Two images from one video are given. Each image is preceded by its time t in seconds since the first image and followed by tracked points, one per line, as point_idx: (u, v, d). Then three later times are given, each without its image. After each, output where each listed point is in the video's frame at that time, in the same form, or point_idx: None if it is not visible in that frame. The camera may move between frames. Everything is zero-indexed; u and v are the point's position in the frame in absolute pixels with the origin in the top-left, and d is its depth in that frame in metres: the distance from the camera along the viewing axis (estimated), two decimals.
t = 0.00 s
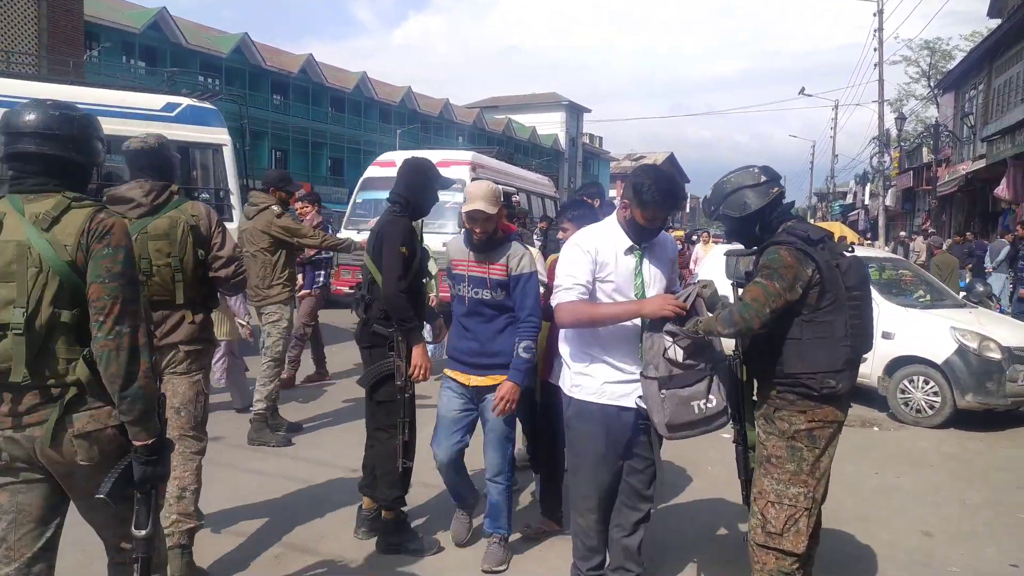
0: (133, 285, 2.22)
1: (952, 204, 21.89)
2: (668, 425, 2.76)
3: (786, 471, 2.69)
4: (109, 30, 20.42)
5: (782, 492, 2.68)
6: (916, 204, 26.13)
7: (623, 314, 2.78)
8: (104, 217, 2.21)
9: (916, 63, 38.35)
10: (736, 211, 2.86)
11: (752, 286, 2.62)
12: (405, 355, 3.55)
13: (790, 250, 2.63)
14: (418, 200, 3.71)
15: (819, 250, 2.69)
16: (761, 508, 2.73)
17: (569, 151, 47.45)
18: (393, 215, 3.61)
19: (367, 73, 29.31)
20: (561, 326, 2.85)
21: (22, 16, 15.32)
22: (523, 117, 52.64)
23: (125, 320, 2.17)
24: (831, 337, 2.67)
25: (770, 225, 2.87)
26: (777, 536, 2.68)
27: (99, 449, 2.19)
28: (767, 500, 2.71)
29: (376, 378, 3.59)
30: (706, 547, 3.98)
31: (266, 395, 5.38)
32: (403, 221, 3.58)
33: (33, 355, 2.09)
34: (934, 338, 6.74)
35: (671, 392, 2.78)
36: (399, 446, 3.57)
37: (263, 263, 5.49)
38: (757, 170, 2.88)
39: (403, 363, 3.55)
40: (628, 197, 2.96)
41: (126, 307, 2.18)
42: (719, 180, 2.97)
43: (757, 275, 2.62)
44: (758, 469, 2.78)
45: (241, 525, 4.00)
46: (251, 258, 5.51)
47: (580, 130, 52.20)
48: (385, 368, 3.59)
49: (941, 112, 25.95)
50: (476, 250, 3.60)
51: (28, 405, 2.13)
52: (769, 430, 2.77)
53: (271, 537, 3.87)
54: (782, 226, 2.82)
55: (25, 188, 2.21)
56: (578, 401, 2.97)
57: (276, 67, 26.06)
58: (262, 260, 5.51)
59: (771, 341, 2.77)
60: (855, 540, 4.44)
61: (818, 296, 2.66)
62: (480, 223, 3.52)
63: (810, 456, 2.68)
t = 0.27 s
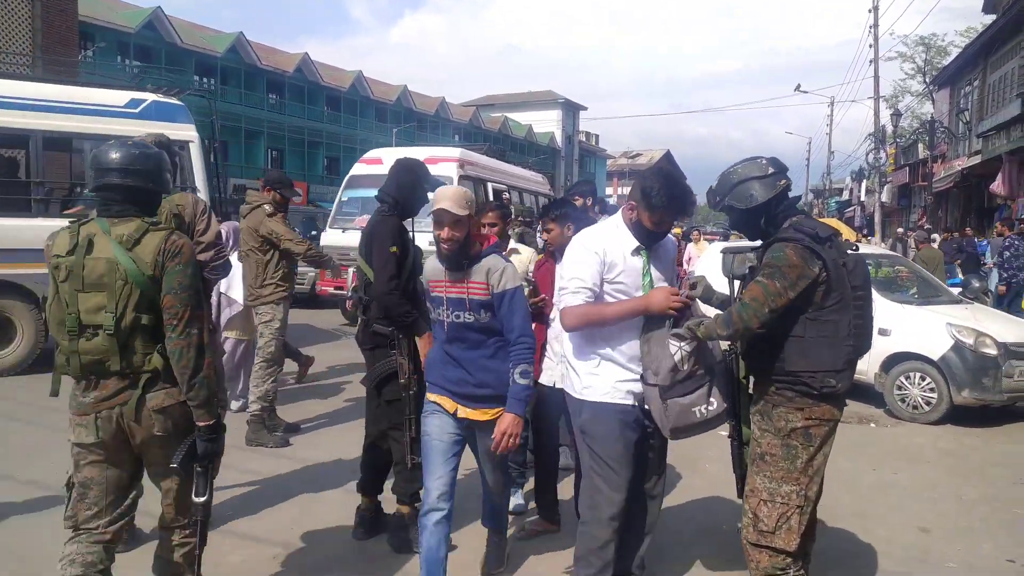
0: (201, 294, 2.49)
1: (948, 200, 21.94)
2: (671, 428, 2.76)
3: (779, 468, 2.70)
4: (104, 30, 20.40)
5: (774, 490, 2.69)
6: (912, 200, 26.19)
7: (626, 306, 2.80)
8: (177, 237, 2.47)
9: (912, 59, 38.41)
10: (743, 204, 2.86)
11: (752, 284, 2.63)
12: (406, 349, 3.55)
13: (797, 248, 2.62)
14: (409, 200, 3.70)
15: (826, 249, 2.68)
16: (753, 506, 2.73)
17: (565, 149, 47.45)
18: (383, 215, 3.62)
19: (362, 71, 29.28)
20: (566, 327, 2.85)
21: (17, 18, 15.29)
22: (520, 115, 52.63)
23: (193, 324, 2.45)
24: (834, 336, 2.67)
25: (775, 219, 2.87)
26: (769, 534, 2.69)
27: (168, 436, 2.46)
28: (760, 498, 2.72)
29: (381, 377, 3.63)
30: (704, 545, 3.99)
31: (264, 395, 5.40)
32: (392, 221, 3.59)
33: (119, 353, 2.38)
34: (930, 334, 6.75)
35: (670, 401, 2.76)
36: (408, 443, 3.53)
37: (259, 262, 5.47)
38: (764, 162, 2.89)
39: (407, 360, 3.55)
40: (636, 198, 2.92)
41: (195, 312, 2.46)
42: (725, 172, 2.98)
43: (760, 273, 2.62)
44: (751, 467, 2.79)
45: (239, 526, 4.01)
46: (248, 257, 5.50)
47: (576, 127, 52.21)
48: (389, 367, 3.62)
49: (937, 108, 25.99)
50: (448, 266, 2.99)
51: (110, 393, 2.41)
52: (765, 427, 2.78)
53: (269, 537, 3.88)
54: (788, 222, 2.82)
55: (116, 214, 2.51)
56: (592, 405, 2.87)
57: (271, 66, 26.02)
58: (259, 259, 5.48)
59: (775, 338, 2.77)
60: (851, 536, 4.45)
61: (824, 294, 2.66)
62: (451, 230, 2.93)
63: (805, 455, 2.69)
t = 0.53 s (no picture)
0: (226, 273, 3.03)
1: (940, 202, 22.03)
2: (672, 430, 2.76)
3: (780, 477, 2.71)
4: (97, 30, 20.36)
5: (778, 498, 2.70)
6: (905, 201, 26.29)
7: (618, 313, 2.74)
8: (204, 226, 3.01)
9: (904, 61, 38.58)
10: (735, 207, 2.87)
11: (738, 295, 2.65)
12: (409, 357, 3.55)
13: (786, 253, 2.61)
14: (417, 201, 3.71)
15: (817, 253, 2.66)
16: (760, 517, 2.74)
17: (559, 150, 47.48)
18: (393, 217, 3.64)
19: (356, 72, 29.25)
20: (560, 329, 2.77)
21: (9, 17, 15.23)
22: (514, 116, 52.64)
23: (224, 298, 2.98)
24: (826, 342, 2.66)
25: (770, 221, 2.86)
26: (780, 544, 2.69)
27: (189, 396, 2.93)
28: (765, 508, 2.73)
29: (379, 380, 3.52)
30: (698, 546, 4.00)
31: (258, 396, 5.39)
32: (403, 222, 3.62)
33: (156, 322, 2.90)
34: (922, 335, 6.77)
35: (672, 402, 2.77)
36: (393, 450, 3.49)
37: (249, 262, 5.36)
38: (755, 164, 2.89)
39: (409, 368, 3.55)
40: (638, 208, 2.91)
41: (223, 289, 2.98)
42: (716, 176, 2.98)
43: (746, 283, 2.64)
44: (754, 475, 2.80)
45: (233, 526, 4.00)
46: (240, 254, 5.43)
47: (570, 128, 52.25)
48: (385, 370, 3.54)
49: (929, 110, 26.10)
50: (421, 249, 2.71)
51: (147, 355, 2.93)
52: (763, 434, 2.78)
53: (263, 538, 3.87)
54: (782, 223, 2.82)
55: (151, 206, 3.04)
56: (589, 408, 2.87)
57: (265, 66, 25.98)
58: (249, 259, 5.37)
59: (766, 345, 2.77)
60: (844, 536, 4.46)
61: (815, 300, 2.65)
62: (424, 210, 2.63)
63: (805, 461, 2.69)
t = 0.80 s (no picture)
0: (233, 275, 3.17)
1: (938, 204, 22.07)
2: (665, 437, 2.69)
3: (782, 485, 2.71)
4: (95, 30, 20.37)
5: (780, 507, 2.71)
6: (902, 203, 26.33)
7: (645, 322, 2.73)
8: (211, 232, 3.13)
9: (901, 64, 38.65)
10: (729, 214, 2.87)
11: (730, 305, 2.66)
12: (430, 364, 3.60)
13: (778, 261, 2.61)
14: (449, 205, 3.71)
15: (811, 258, 2.65)
16: (763, 526, 2.75)
17: (557, 151, 47.49)
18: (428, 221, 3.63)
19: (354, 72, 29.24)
20: (594, 331, 2.70)
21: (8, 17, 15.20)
22: (512, 117, 52.64)
23: (229, 298, 3.11)
24: (822, 349, 2.65)
25: (766, 226, 2.87)
26: (783, 553, 2.71)
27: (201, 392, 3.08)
28: (767, 517, 2.74)
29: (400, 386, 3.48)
30: (695, 549, 4.00)
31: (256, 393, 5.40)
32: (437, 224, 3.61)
33: (171, 323, 3.04)
34: (920, 338, 6.78)
35: (669, 410, 2.68)
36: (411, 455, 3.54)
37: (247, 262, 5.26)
38: (746, 169, 2.88)
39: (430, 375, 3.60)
40: (638, 212, 2.90)
41: (228, 290, 3.11)
42: (709, 181, 2.97)
43: (738, 293, 2.65)
44: (756, 484, 2.81)
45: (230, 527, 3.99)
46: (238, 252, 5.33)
47: (568, 129, 52.27)
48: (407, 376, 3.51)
49: (926, 112, 26.14)
50: (395, 268, 2.21)
51: (163, 354, 3.08)
52: (763, 442, 2.78)
53: (259, 538, 3.86)
54: (778, 228, 2.82)
55: (163, 214, 3.16)
56: (590, 412, 2.88)
57: (263, 66, 25.96)
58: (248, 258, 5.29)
59: (760, 352, 2.77)
60: (842, 538, 4.46)
61: (811, 306, 2.65)
62: (407, 220, 2.18)
63: (805, 469, 2.69)
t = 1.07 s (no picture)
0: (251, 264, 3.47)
1: (939, 202, 22.05)
2: (661, 439, 2.70)
3: (783, 487, 2.71)
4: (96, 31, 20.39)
5: (781, 510, 2.70)
6: (904, 202, 26.30)
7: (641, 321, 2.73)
8: (231, 224, 3.45)
9: (902, 62, 38.62)
10: (728, 213, 2.87)
11: (728, 309, 2.66)
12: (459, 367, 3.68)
13: (777, 261, 2.61)
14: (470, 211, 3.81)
15: (810, 258, 2.66)
16: (764, 528, 2.75)
17: (558, 151, 47.47)
18: (452, 227, 3.69)
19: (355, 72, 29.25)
20: (586, 326, 2.71)
21: (8, 19, 15.22)
22: (512, 117, 52.63)
23: (243, 284, 3.41)
24: (822, 350, 2.66)
25: (765, 226, 2.86)
26: (784, 556, 2.71)
27: (224, 368, 3.41)
28: (768, 519, 2.74)
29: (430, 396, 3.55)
30: (697, 549, 4.00)
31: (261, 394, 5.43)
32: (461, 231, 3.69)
33: (191, 304, 3.38)
34: (921, 336, 6.78)
35: (666, 411, 2.69)
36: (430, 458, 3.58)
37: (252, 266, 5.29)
38: (745, 168, 2.87)
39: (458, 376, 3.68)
40: (647, 213, 2.90)
41: (244, 276, 3.41)
42: (708, 181, 2.97)
43: (736, 296, 2.65)
44: (757, 486, 2.80)
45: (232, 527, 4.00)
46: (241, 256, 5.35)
47: (569, 129, 52.26)
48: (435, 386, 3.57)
49: (928, 110, 26.10)
50: (337, 236, 1.81)
51: (185, 335, 3.40)
52: (763, 445, 2.78)
53: (262, 538, 3.87)
54: (777, 227, 2.82)
55: (194, 207, 3.54)
56: (596, 412, 2.88)
57: (264, 67, 25.98)
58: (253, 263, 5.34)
59: (759, 353, 2.77)
60: (844, 537, 4.46)
61: (810, 307, 2.65)
62: (351, 176, 1.80)
63: (806, 471, 2.68)
